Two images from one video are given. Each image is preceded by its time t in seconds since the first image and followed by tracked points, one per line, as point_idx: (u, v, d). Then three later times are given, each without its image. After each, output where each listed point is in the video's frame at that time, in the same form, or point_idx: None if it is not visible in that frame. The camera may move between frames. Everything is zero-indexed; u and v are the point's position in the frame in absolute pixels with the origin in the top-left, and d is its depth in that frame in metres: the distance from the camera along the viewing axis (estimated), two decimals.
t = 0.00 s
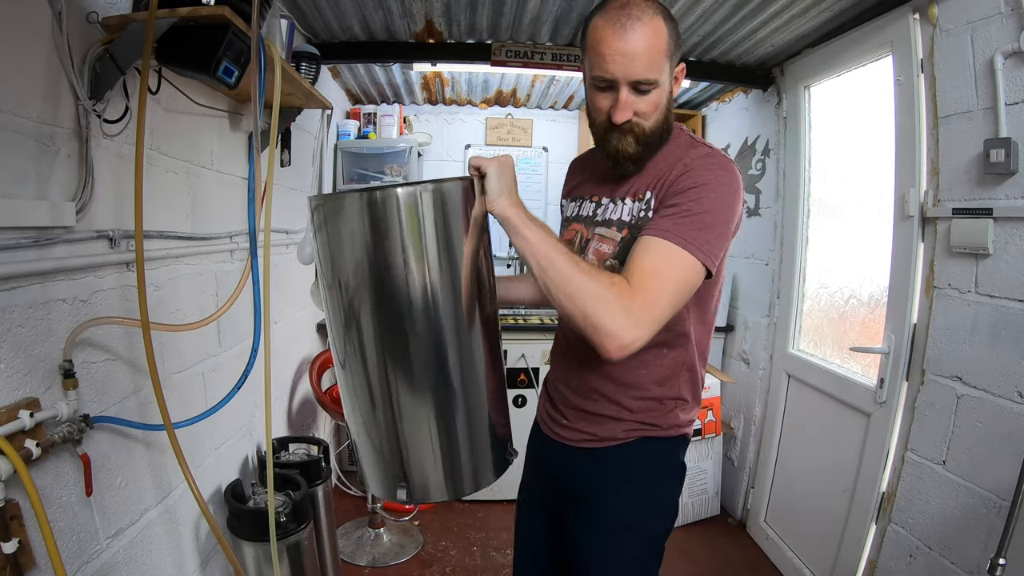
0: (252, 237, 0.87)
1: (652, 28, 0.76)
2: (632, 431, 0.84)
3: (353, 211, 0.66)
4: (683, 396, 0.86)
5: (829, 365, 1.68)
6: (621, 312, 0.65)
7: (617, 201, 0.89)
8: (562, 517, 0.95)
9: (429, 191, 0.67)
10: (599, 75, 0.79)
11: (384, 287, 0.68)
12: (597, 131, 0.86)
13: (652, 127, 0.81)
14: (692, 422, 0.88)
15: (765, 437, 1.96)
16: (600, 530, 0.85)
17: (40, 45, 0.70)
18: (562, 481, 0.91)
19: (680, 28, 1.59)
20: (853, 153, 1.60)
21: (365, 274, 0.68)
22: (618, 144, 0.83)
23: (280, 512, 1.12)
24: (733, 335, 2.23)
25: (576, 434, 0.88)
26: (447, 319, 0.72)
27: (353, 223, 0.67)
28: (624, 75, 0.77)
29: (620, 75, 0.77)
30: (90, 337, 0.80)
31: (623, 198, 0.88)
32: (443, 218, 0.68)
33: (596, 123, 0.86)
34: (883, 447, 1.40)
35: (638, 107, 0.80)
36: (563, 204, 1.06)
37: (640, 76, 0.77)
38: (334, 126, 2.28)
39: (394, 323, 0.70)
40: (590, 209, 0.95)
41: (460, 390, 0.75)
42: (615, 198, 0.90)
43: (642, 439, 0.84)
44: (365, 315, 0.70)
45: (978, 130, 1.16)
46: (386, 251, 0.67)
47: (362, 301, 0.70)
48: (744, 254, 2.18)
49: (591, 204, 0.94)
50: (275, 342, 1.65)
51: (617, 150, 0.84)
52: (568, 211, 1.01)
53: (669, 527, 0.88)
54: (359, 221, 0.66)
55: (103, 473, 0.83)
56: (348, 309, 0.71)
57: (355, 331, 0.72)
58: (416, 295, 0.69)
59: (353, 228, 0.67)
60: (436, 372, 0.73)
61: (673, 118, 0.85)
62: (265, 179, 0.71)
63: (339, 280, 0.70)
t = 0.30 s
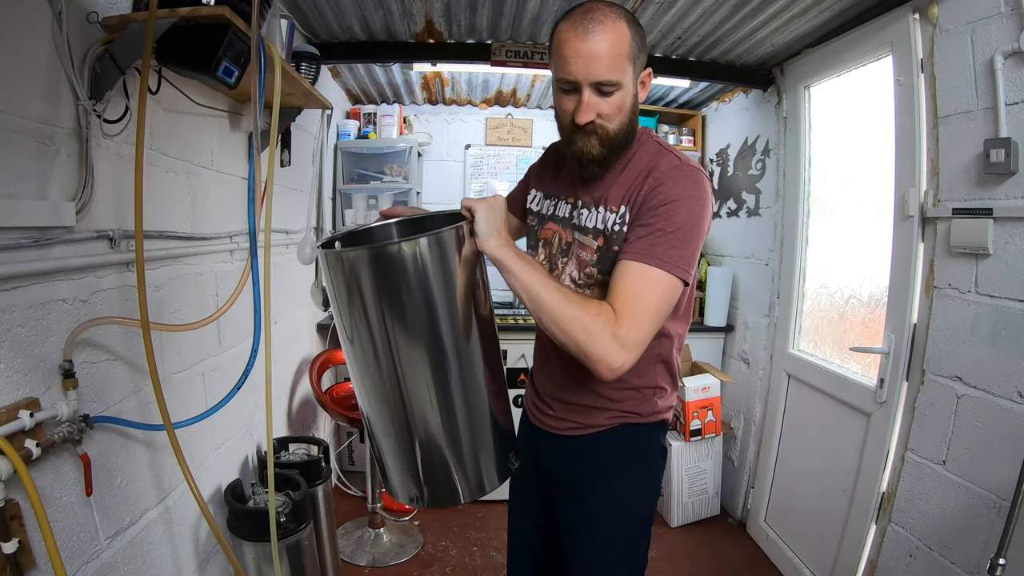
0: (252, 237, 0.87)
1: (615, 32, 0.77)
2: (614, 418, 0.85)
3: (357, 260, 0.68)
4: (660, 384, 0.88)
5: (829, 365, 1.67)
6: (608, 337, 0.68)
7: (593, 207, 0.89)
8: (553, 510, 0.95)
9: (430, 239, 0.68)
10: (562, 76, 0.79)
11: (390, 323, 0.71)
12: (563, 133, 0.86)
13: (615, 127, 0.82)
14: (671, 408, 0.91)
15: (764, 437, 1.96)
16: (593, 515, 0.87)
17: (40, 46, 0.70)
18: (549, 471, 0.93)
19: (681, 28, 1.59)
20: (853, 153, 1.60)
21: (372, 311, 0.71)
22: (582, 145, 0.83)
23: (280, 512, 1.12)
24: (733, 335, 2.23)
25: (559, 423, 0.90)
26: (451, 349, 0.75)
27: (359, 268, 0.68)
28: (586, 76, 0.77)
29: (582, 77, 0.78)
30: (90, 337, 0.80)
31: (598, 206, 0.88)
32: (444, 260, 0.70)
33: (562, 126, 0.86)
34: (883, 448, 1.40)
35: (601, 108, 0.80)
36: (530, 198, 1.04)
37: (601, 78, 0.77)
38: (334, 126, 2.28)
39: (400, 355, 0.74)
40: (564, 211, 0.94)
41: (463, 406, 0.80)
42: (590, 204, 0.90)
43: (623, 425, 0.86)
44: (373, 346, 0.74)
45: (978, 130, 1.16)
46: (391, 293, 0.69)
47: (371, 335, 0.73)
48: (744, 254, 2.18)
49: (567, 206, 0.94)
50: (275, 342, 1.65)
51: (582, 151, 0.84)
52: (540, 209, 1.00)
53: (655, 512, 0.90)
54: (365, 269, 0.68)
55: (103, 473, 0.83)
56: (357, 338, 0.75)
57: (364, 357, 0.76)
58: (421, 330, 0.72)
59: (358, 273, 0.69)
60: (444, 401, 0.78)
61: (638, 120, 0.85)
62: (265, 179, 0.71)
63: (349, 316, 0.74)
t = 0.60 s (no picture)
0: (252, 237, 0.87)
1: (604, 44, 0.77)
2: (606, 411, 0.88)
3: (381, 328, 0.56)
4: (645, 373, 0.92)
5: (829, 365, 1.67)
6: (656, 363, 0.73)
7: (588, 215, 0.88)
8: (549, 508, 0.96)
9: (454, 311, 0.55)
10: (551, 88, 0.80)
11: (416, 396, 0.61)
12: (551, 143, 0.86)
13: (604, 137, 0.82)
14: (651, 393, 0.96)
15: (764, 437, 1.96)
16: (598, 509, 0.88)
17: (40, 45, 0.70)
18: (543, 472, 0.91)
19: (681, 28, 1.59)
20: (853, 153, 1.60)
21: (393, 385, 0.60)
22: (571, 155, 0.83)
23: (281, 512, 1.11)
24: (733, 335, 2.23)
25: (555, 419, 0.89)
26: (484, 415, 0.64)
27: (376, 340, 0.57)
28: (575, 87, 0.78)
29: (571, 88, 0.78)
30: (90, 337, 0.80)
31: (594, 215, 0.88)
32: (478, 324, 0.58)
33: (550, 136, 0.86)
34: (883, 448, 1.40)
35: (590, 118, 0.80)
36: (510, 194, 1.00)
37: (590, 89, 0.77)
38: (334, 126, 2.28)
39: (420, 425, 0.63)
40: (554, 215, 0.92)
41: (494, 469, 0.69)
42: (585, 211, 0.89)
43: (614, 415, 0.89)
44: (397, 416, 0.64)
45: (978, 130, 1.16)
46: (412, 366, 0.58)
47: (395, 406, 0.63)
48: (744, 254, 2.18)
49: (557, 210, 0.92)
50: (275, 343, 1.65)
51: (570, 162, 0.83)
52: (524, 209, 0.97)
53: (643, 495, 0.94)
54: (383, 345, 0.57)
55: (103, 474, 0.83)
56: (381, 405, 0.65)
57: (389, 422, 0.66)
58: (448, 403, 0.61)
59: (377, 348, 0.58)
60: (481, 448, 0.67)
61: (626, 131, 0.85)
62: (265, 179, 0.71)
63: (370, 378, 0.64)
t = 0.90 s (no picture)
0: (252, 236, 0.87)
1: (611, 32, 0.79)
2: (624, 407, 0.90)
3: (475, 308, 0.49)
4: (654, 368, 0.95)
5: (828, 365, 1.67)
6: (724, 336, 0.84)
7: (616, 207, 0.88)
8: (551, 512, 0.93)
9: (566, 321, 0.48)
10: (561, 77, 0.81)
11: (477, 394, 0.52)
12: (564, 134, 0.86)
13: (617, 124, 0.82)
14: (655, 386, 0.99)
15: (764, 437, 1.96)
16: (593, 512, 0.88)
17: (40, 45, 0.70)
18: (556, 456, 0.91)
19: (681, 28, 1.59)
20: (853, 153, 1.60)
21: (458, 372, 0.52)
22: (587, 144, 0.83)
23: (280, 512, 1.11)
24: (733, 335, 2.23)
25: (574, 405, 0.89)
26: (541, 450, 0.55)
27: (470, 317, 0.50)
28: (584, 75, 0.79)
29: (580, 75, 0.79)
30: (90, 337, 0.80)
31: (624, 206, 0.88)
32: (583, 347, 0.50)
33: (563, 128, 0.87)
34: (883, 447, 1.40)
35: (600, 106, 0.81)
36: (516, 183, 0.96)
37: (598, 75, 0.79)
38: (334, 127, 2.28)
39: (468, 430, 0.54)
40: (575, 207, 0.90)
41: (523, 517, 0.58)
42: (611, 203, 0.89)
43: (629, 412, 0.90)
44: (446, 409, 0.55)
45: (978, 130, 1.16)
46: (495, 361, 0.50)
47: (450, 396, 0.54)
48: (744, 254, 2.18)
49: (579, 201, 0.90)
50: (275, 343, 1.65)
51: (585, 151, 0.84)
52: (538, 200, 0.93)
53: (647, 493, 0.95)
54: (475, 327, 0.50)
55: (103, 474, 0.83)
56: (429, 389, 0.56)
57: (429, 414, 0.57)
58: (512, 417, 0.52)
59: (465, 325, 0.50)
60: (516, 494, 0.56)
61: (637, 119, 0.86)
62: (265, 179, 0.71)
63: (433, 358, 0.55)
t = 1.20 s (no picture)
0: (252, 236, 0.87)
1: (618, 24, 0.82)
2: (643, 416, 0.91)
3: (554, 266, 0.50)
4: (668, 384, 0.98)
5: (828, 365, 1.67)
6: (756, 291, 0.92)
7: (643, 192, 0.91)
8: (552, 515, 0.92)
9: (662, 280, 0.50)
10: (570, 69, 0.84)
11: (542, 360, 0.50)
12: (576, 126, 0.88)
13: (625, 114, 0.84)
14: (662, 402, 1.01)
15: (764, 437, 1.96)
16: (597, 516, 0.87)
17: (40, 46, 0.70)
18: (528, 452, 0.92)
19: (680, 28, 1.59)
20: (853, 153, 1.60)
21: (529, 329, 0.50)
22: (598, 135, 0.85)
23: (280, 512, 1.12)
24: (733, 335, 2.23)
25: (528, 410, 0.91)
26: (594, 448, 0.51)
27: (562, 275, 0.50)
28: (592, 65, 0.82)
29: (588, 64, 0.82)
30: (90, 337, 0.80)
31: (653, 191, 0.91)
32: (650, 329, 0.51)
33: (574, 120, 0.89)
34: (883, 447, 1.40)
35: (609, 96, 0.83)
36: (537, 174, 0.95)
37: (606, 64, 0.81)
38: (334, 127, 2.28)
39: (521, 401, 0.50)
40: (603, 195, 0.91)
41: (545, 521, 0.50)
42: (637, 190, 0.91)
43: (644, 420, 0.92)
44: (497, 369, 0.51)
45: (978, 130, 1.16)
46: (578, 324, 0.49)
47: (522, 340, 0.50)
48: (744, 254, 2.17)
49: (607, 189, 0.92)
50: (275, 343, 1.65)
51: (596, 143, 0.86)
52: (563, 191, 0.93)
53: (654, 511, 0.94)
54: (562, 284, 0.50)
55: (103, 473, 0.83)
56: (491, 334, 0.53)
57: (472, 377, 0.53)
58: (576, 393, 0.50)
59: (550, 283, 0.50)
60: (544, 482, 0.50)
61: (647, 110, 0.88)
62: (265, 179, 0.71)
63: (493, 317, 0.54)
